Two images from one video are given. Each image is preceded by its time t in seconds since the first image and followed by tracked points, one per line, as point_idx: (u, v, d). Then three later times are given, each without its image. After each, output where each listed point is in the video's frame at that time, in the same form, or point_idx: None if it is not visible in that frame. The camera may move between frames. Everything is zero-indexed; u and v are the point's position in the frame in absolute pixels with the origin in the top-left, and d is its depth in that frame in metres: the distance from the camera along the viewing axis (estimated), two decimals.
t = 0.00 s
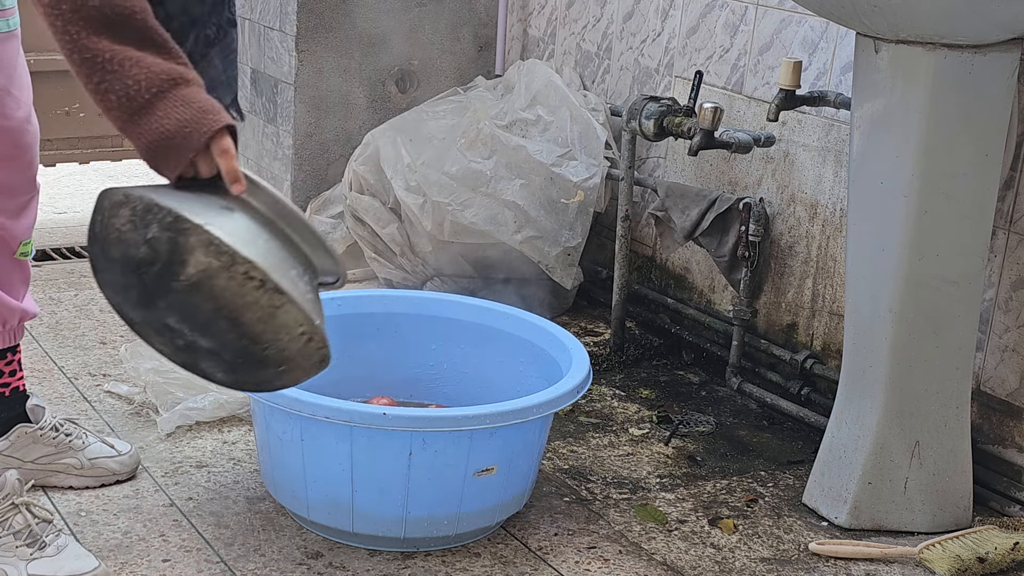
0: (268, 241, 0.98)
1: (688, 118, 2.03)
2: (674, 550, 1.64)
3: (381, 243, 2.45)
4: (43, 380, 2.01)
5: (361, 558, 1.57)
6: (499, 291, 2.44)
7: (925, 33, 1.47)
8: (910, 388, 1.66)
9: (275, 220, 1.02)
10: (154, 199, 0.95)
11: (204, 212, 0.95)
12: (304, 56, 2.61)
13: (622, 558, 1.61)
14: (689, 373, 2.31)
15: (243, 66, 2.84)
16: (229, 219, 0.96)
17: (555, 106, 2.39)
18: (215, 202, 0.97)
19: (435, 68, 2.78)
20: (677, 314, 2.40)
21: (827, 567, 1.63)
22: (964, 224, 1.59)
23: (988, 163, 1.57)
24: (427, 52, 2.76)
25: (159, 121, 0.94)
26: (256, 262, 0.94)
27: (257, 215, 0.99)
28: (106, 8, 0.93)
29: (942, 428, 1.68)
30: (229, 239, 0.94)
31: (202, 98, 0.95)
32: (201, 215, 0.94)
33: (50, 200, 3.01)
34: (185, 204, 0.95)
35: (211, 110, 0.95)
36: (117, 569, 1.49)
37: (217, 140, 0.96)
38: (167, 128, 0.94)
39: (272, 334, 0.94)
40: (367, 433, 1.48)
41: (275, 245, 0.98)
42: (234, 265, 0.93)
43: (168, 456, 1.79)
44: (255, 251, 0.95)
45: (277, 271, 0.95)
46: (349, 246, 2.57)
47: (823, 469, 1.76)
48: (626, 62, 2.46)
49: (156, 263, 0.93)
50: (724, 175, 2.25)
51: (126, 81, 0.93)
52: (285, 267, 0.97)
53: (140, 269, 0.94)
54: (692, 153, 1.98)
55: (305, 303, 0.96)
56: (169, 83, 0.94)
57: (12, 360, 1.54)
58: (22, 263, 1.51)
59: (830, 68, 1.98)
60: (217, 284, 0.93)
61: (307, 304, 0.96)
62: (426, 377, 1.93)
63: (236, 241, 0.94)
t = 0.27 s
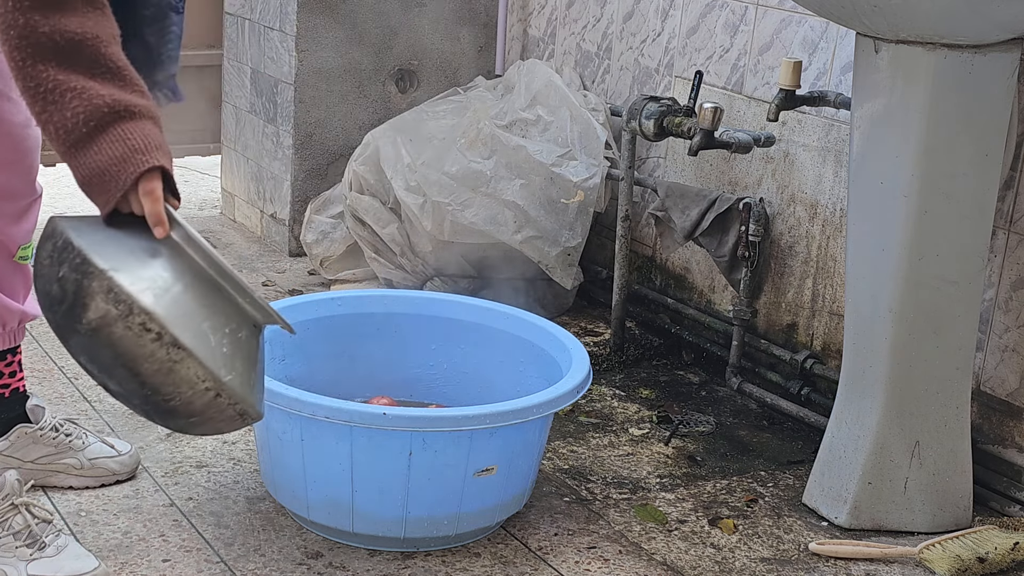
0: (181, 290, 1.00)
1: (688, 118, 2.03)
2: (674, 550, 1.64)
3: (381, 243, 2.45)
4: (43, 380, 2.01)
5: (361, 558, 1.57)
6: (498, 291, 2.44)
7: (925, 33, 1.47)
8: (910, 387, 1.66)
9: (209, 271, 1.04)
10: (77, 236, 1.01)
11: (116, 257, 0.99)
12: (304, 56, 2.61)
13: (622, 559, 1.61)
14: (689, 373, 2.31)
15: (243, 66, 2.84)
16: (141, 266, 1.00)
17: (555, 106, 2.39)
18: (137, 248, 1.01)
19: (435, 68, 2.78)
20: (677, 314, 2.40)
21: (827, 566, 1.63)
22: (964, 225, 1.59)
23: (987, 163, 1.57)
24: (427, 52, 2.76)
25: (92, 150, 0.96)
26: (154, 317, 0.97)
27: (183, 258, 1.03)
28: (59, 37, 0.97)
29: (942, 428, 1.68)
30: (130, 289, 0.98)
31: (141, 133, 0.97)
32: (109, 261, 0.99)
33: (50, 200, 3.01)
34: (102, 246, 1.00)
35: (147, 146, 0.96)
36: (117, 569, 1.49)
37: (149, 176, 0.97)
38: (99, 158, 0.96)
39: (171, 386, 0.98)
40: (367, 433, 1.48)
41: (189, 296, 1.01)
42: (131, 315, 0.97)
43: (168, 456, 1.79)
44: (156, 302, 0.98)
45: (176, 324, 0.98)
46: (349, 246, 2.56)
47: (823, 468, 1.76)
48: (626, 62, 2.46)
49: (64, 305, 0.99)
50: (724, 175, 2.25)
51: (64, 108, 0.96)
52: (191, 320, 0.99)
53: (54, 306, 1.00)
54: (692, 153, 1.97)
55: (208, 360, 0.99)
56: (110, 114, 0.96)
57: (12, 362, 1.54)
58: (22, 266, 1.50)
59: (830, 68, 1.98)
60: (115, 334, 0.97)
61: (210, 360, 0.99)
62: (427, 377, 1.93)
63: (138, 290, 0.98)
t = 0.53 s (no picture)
0: (152, 308, 1.03)
1: (688, 118, 2.03)
2: (674, 550, 1.64)
3: (381, 243, 2.45)
4: (43, 380, 2.01)
5: (361, 558, 1.57)
6: (499, 291, 2.44)
7: (925, 33, 1.47)
8: (910, 387, 1.66)
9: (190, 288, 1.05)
10: (65, 252, 1.04)
11: (92, 273, 1.03)
12: (304, 56, 2.61)
13: (622, 559, 1.61)
14: (689, 373, 2.31)
15: (243, 66, 2.84)
16: (115, 283, 1.03)
17: (555, 106, 2.39)
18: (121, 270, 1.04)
19: (435, 68, 2.79)
20: (677, 314, 2.40)
21: (827, 566, 1.63)
22: (963, 225, 1.59)
23: (988, 163, 1.57)
24: (427, 52, 2.76)
25: (77, 164, 0.97)
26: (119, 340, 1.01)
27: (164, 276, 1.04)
28: (48, 50, 0.98)
29: (942, 428, 1.68)
30: (98, 308, 1.01)
31: (124, 145, 0.97)
32: (85, 279, 1.02)
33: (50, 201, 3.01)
34: (84, 263, 1.04)
35: (128, 159, 0.97)
36: (117, 569, 1.49)
37: (131, 189, 0.98)
38: (83, 172, 0.97)
39: (144, 403, 1.02)
40: (368, 433, 1.48)
41: (159, 316, 1.03)
42: (98, 336, 1.01)
43: (167, 456, 1.79)
44: (123, 321, 1.01)
45: (142, 343, 1.01)
46: (349, 246, 2.57)
47: (823, 469, 1.76)
48: (626, 62, 2.45)
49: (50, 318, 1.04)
50: (724, 175, 2.25)
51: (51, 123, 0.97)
52: (159, 338, 1.02)
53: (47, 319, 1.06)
54: (692, 153, 1.97)
55: (176, 379, 1.02)
56: (93, 126, 0.97)
57: (17, 363, 1.55)
58: (35, 271, 1.50)
59: (830, 68, 1.98)
60: (87, 351, 1.01)
61: (179, 378, 1.02)
62: (427, 377, 1.93)
63: (105, 309, 1.01)
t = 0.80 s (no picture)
0: (193, 354, 0.97)
1: (688, 118, 2.03)
2: (674, 550, 1.64)
3: (381, 243, 2.45)
4: (44, 379, 2.01)
5: (361, 558, 1.57)
6: (499, 291, 2.44)
7: (925, 33, 1.47)
8: (910, 387, 1.66)
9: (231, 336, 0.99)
10: (106, 295, 1.00)
11: (134, 318, 0.98)
12: (304, 56, 2.60)
13: (622, 559, 1.61)
14: (689, 373, 2.31)
15: (243, 66, 2.84)
16: (157, 329, 0.97)
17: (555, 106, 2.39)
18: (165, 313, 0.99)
19: (435, 68, 2.79)
20: (677, 314, 2.40)
21: (827, 566, 1.63)
22: (964, 224, 1.59)
23: (987, 164, 1.57)
24: (427, 52, 2.76)
25: (125, 216, 0.95)
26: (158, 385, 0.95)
27: (205, 323, 0.98)
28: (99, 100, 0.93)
29: (942, 428, 1.68)
30: (139, 354, 0.95)
31: (172, 199, 0.95)
32: (126, 324, 0.97)
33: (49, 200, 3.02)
34: (125, 308, 0.99)
35: (176, 214, 0.95)
36: (117, 569, 1.49)
37: (178, 243, 0.97)
38: (130, 223, 0.95)
39: (180, 450, 0.96)
40: (367, 433, 1.48)
41: (199, 361, 0.97)
42: (138, 381, 0.95)
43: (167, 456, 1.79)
44: (163, 367, 0.96)
45: (180, 390, 0.95)
46: (349, 246, 2.56)
47: (823, 468, 1.76)
48: (626, 62, 2.46)
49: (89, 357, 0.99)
50: (724, 175, 2.25)
51: (99, 174, 0.95)
52: (198, 385, 0.96)
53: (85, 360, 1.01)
54: (692, 153, 1.97)
55: (213, 427, 0.96)
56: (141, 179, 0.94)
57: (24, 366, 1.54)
58: (51, 278, 1.49)
59: (830, 68, 1.98)
60: (126, 395, 0.96)
61: (213, 426, 0.96)
62: (427, 377, 1.93)
63: (146, 355, 0.96)
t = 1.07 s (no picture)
0: (255, 409, 1.03)
1: (688, 117, 2.03)
2: (674, 550, 1.64)
3: (381, 243, 2.45)
4: (43, 380, 2.01)
5: (360, 559, 1.56)
6: (499, 291, 2.44)
7: (926, 33, 1.46)
8: (910, 387, 1.65)
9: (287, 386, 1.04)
10: (167, 351, 1.06)
11: (199, 375, 1.04)
12: (303, 55, 2.60)
13: (622, 559, 1.60)
14: (690, 374, 2.31)
15: (243, 65, 2.84)
16: (221, 385, 1.03)
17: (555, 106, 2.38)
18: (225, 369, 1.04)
19: (435, 67, 2.78)
20: (678, 314, 2.40)
21: (827, 567, 1.62)
22: (965, 224, 1.59)
23: (988, 164, 1.57)
24: (427, 52, 2.76)
25: (186, 274, 1.01)
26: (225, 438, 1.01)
27: (264, 376, 1.04)
28: (167, 162, 0.97)
29: (943, 428, 1.68)
30: (207, 410, 1.01)
31: (233, 258, 1.01)
32: (192, 382, 1.03)
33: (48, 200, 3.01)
34: (187, 364, 1.05)
35: (238, 276, 1.01)
36: (117, 570, 1.48)
37: (240, 302, 1.02)
38: (191, 280, 1.01)
39: (245, 500, 1.02)
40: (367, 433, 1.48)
41: (262, 414, 1.03)
42: (207, 437, 1.01)
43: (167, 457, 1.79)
44: (231, 422, 1.02)
45: (250, 443, 1.01)
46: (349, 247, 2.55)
47: (824, 468, 1.76)
48: (626, 62, 2.45)
49: (152, 419, 1.04)
50: (724, 175, 2.24)
51: (165, 235, 0.99)
52: (264, 438, 1.02)
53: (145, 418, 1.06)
54: (692, 153, 1.97)
55: (279, 477, 1.02)
56: (205, 242, 1.00)
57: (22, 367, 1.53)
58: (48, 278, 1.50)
59: (830, 68, 1.98)
60: (193, 451, 1.02)
61: (282, 477, 1.02)
62: (427, 378, 1.93)
63: (214, 411, 1.02)
